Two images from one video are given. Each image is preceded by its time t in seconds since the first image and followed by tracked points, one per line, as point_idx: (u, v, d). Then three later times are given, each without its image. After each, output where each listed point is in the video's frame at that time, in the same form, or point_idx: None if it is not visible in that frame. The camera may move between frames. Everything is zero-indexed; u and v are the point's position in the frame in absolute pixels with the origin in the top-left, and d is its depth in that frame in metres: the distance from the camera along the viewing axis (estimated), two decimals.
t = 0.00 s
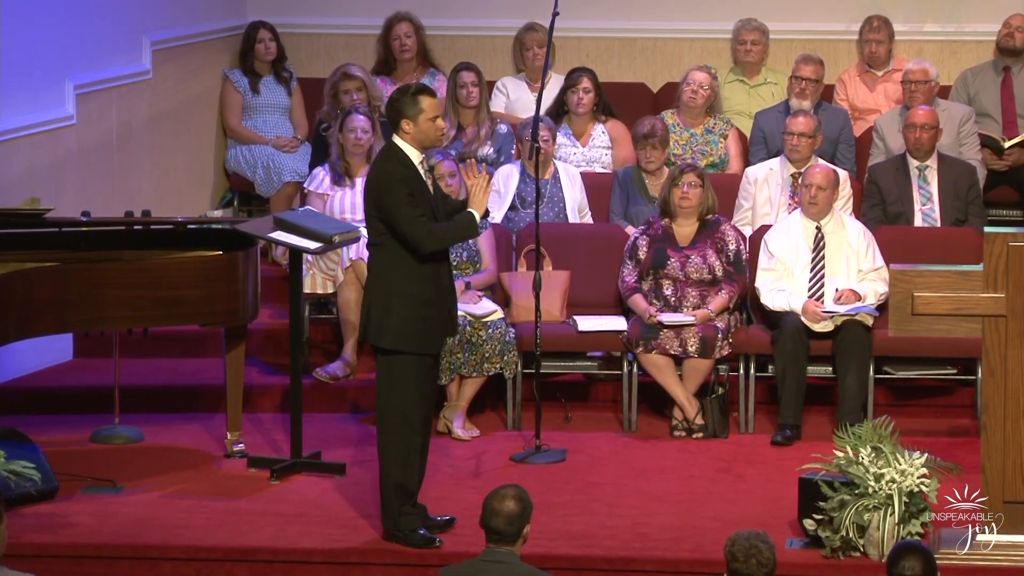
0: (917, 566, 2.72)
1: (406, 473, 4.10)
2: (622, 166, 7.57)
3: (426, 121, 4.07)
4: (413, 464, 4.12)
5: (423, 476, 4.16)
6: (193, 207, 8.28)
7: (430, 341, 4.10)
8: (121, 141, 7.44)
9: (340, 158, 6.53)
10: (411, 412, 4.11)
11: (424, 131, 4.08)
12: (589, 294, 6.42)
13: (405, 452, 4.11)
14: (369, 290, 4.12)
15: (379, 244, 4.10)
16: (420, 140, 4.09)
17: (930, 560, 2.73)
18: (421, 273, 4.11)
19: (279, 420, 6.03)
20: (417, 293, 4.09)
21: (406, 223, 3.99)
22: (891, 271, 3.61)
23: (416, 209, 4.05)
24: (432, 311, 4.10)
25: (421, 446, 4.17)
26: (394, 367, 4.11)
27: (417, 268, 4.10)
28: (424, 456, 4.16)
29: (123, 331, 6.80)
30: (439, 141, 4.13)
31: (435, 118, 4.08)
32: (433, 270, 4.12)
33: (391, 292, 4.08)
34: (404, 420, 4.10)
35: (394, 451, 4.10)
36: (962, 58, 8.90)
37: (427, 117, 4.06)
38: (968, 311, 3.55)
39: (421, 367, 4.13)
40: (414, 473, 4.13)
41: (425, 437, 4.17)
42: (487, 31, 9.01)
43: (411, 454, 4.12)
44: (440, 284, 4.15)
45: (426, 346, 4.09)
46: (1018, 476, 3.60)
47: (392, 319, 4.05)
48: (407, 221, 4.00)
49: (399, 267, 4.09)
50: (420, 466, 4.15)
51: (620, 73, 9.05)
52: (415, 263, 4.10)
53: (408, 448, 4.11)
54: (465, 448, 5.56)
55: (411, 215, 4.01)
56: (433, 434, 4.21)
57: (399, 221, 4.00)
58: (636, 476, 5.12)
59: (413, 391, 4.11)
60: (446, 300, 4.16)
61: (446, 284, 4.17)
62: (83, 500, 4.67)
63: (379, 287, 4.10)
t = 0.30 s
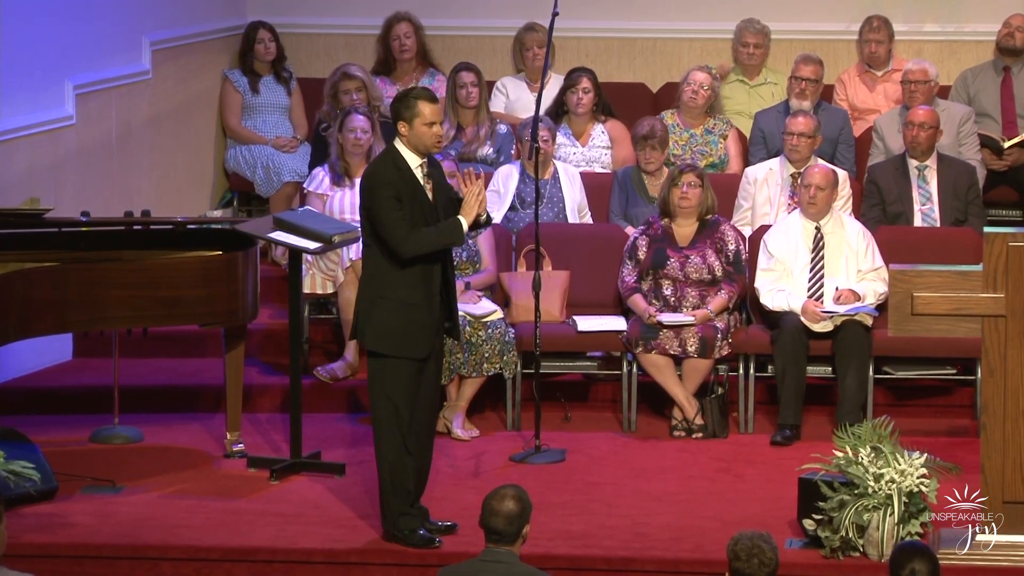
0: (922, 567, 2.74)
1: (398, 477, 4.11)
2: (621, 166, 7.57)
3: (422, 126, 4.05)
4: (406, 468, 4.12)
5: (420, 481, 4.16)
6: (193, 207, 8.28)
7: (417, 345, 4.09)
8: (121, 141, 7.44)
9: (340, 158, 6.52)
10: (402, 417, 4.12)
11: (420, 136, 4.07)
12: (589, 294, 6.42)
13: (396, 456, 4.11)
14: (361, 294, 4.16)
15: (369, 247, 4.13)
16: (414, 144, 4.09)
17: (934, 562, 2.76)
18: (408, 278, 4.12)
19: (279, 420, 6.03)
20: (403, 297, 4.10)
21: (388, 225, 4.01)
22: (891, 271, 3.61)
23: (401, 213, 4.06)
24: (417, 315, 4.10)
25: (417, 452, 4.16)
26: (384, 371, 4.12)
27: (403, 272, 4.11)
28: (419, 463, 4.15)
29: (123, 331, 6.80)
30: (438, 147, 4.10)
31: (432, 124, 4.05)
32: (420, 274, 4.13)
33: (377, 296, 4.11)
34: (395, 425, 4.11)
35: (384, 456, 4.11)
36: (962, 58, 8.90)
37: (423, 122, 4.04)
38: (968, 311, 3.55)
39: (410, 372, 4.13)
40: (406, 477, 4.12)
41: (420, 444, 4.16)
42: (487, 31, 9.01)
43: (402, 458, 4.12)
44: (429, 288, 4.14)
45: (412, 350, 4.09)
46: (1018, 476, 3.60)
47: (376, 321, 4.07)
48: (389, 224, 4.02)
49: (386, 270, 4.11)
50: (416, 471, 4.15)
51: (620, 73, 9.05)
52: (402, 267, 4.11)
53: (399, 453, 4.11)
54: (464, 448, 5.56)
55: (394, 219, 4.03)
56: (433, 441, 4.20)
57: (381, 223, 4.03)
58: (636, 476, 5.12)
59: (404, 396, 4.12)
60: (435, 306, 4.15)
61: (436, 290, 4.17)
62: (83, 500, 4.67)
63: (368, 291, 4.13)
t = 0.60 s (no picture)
0: (928, 567, 2.74)
1: (391, 477, 4.11)
2: (622, 166, 7.57)
3: (428, 129, 4.05)
4: (399, 469, 4.12)
5: (416, 482, 4.16)
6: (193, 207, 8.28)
7: (409, 347, 4.09)
8: (121, 141, 7.44)
9: (340, 158, 6.52)
10: (395, 418, 4.11)
11: (425, 138, 4.06)
12: (589, 294, 6.42)
13: (388, 457, 4.11)
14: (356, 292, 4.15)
15: (365, 246, 4.13)
16: (419, 147, 4.08)
17: (941, 563, 2.76)
18: (402, 279, 4.11)
19: (279, 420, 6.03)
20: (395, 299, 4.09)
21: (382, 226, 4.02)
22: (891, 271, 3.61)
23: (397, 214, 4.06)
24: (410, 316, 4.08)
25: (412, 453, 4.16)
26: (376, 372, 4.12)
27: (397, 273, 4.10)
28: (415, 463, 4.16)
29: (123, 331, 6.80)
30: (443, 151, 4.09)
31: (438, 128, 4.05)
32: (415, 276, 4.11)
33: (370, 297, 4.10)
34: (388, 426, 4.11)
35: (377, 456, 4.11)
36: (961, 58, 8.90)
37: (430, 125, 4.04)
38: (968, 311, 3.55)
39: (402, 373, 4.12)
40: (399, 478, 4.12)
41: (413, 445, 4.16)
42: (486, 31, 9.00)
43: (395, 459, 4.11)
44: (423, 290, 4.13)
45: (404, 352, 4.08)
46: (1019, 476, 3.60)
47: (370, 321, 4.07)
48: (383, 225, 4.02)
49: (381, 270, 4.10)
50: (410, 472, 4.15)
51: (620, 73, 9.05)
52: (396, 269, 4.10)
53: (391, 454, 4.11)
54: (464, 448, 5.56)
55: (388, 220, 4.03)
56: (429, 442, 4.20)
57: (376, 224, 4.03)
58: (636, 476, 5.12)
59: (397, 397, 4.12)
60: (429, 308, 4.14)
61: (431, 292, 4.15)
62: (83, 500, 4.67)
63: (363, 290, 4.13)
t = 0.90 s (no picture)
0: (927, 567, 2.74)
1: (389, 477, 4.11)
2: (621, 166, 7.57)
3: (433, 133, 4.05)
4: (398, 469, 4.12)
5: (415, 481, 4.17)
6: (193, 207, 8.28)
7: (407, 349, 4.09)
8: (121, 141, 7.44)
9: (340, 158, 6.52)
10: (393, 418, 4.12)
11: (430, 141, 4.07)
12: (589, 294, 6.42)
13: (387, 457, 4.11)
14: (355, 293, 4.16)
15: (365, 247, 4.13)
16: (424, 149, 4.08)
17: (940, 563, 2.76)
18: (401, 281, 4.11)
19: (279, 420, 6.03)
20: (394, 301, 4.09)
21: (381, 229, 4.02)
22: (891, 271, 3.61)
23: (397, 217, 4.06)
24: (408, 318, 4.09)
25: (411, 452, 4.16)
26: (374, 372, 4.13)
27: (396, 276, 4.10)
28: (414, 462, 4.16)
29: (122, 331, 6.80)
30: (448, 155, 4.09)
31: (444, 132, 4.05)
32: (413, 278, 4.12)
33: (369, 298, 4.11)
34: (386, 426, 4.11)
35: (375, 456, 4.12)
36: (961, 58, 8.91)
37: (435, 129, 4.04)
38: (967, 311, 3.56)
39: (400, 374, 4.12)
40: (397, 478, 4.12)
41: (411, 445, 4.16)
42: (486, 31, 9.01)
43: (394, 459, 4.11)
44: (422, 293, 4.13)
45: (402, 353, 4.09)
46: (1018, 476, 3.60)
47: (367, 323, 4.08)
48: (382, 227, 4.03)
49: (379, 272, 4.10)
50: (409, 472, 4.15)
51: (620, 73, 9.06)
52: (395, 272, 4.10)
53: (389, 455, 4.11)
54: (464, 448, 5.56)
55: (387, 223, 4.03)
56: (428, 442, 4.20)
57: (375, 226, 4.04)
58: (635, 476, 5.12)
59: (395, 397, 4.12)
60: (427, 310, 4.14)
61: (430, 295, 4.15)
62: (82, 500, 4.67)
63: (361, 291, 4.13)
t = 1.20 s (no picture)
0: (928, 567, 2.74)
1: (390, 477, 4.11)
2: (622, 167, 7.57)
3: (441, 135, 4.06)
4: (399, 469, 4.11)
5: (416, 482, 4.16)
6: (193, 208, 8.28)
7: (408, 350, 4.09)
8: (121, 141, 7.44)
9: (340, 158, 6.53)
10: (395, 418, 4.12)
11: (437, 144, 4.08)
12: (589, 294, 6.42)
13: (388, 457, 4.11)
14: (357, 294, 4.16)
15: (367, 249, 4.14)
16: (430, 152, 4.10)
17: (940, 563, 2.75)
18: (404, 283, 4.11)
19: (279, 420, 6.03)
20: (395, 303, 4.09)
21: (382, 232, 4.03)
22: (891, 271, 3.61)
23: (398, 219, 4.06)
24: (409, 320, 4.09)
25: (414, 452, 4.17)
26: (376, 372, 4.13)
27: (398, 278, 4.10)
28: (416, 462, 4.16)
29: (122, 331, 6.80)
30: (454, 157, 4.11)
31: (451, 135, 4.06)
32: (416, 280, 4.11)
33: (371, 299, 4.12)
34: (388, 426, 4.11)
35: (376, 456, 4.12)
36: (961, 58, 8.91)
37: (443, 132, 4.05)
38: (967, 311, 3.55)
39: (402, 375, 4.13)
40: (398, 478, 4.11)
41: (413, 445, 4.16)
42: (486, 31, 9.01)
43: (395, 459, 4.11)
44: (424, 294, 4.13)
45: (403, 354, 4.09)
46: (1018, 475, 3.60)
47: (370, 324, 4.09)
48: (383, 230, 4.03)
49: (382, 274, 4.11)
50: (410, 472, 4.15)
51: (620, 73, 9.06)
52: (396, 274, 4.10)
53: (391, 454, 4.11)
54: (464, 448, 5.56)
55: (388, 226, 4.04)
56: (430, 442, 4.20)
57: (376, 228, 4.04)
58: (635, 476, 5.12)
59: (397, 397, 4.12)
60: (429, 312, 4.14)
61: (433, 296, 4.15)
62: (82, 500, 4.67)
63: (364, 292, 4.14)
